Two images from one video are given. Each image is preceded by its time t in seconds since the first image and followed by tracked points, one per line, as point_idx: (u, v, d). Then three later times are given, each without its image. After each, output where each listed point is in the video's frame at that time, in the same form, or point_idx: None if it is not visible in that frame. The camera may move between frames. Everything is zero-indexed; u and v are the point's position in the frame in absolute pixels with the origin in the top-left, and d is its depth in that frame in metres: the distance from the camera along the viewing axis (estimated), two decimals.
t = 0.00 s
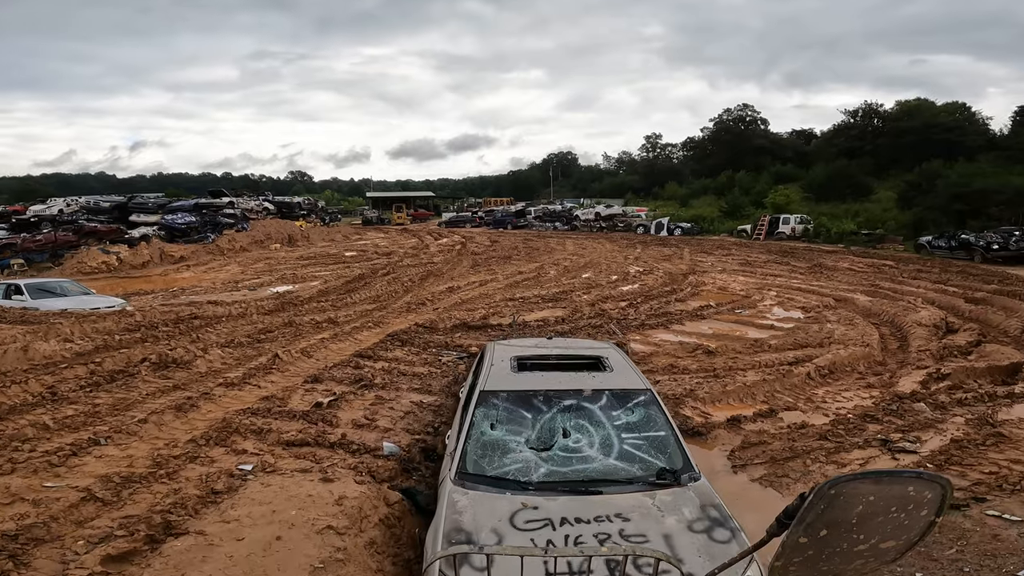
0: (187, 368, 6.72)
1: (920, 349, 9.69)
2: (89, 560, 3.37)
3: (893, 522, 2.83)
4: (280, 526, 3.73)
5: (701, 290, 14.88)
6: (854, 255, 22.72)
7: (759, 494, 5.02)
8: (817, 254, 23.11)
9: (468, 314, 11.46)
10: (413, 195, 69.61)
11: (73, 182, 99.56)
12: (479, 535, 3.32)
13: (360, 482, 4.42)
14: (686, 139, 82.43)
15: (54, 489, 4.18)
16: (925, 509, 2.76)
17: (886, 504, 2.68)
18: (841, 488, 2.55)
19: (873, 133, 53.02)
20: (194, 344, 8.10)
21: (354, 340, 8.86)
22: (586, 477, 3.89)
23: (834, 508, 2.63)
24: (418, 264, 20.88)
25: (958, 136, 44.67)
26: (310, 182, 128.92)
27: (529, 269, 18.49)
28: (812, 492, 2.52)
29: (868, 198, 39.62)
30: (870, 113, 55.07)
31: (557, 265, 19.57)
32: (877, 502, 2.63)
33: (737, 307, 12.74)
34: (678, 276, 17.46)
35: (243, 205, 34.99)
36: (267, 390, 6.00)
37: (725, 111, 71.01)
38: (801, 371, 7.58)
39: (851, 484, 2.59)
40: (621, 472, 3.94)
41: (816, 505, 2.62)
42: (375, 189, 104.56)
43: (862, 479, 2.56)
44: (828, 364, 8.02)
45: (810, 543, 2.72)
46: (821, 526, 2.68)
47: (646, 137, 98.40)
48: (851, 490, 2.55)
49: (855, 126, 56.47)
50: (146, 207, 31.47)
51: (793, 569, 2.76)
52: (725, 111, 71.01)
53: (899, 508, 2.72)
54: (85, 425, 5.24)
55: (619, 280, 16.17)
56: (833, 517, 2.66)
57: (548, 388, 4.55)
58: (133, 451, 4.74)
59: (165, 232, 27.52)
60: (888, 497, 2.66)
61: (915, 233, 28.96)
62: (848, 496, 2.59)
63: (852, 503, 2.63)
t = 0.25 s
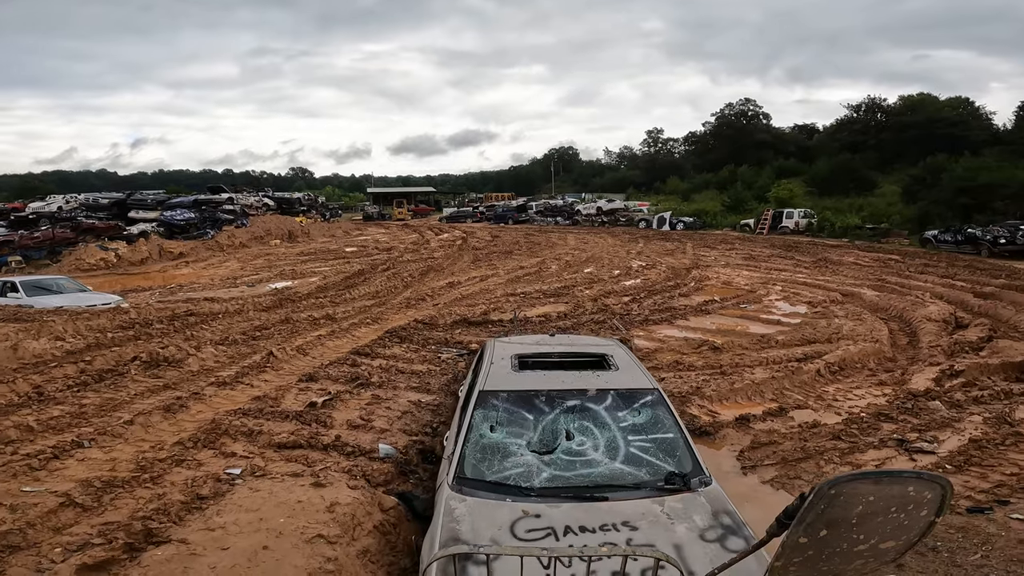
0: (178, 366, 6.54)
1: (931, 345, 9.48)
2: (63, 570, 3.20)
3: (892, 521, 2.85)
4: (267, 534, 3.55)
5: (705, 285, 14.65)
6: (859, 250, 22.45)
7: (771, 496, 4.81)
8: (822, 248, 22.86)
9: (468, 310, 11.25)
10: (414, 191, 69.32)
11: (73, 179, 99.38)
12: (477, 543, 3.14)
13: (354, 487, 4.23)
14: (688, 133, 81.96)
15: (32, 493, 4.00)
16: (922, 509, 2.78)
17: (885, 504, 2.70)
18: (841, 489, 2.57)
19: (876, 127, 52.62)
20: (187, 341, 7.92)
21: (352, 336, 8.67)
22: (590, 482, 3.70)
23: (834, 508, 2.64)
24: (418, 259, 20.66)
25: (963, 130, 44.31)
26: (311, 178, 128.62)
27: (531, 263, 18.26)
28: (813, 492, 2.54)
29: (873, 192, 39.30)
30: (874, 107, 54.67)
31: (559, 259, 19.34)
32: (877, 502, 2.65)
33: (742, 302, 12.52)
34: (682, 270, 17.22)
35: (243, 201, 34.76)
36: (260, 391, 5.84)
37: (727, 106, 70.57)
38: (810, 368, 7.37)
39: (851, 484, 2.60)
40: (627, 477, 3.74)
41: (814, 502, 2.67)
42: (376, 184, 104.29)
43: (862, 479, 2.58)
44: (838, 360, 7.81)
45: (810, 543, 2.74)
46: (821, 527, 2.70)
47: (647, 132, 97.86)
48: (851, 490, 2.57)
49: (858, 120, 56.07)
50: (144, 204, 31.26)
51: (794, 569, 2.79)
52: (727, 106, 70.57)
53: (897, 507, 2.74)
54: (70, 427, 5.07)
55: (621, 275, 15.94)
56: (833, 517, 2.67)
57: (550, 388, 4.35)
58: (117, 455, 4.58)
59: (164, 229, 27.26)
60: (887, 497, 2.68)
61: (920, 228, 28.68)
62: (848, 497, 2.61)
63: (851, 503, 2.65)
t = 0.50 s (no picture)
0: (167, 368, 6.39)
1: (937, 343, 9.31)
2: None
3: (893, 521, 2.87)
4: (253, 544, 3.39)
5: (707, 282, 14.48)
6: (861, 247, 22.28)
7: (779, 501, 4.64)
8: (824, 245, 22.67)
9: (467, 309, 11.08)
10: (414, 189, 69.08)
11: (72, 178, 99.16)
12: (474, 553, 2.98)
13: (346, 495, 4.07)
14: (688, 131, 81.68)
15: (10, 501, 3.84)
16: (922, 509, 2.80)
17: (885, 503, 2.73)
18: (841, 486, 2.61)
19: (877, 124, 52.39)
20: (179, 342, 7.77)
21: (348, 336, 8.52)
22: (592, 490, 3.54)
23: (834, 506, 2.67)
24: (417, 257, 20.48)
25: (963, 128, 44.13)
26: (310, 176, 128.38)
27: (530, 261, 18.08)
28: (813, 491, 2.58)
29: (873, 189, 39.11)
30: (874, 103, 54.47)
31: (559, 257, 19.16)
32: (877, 501, 2.68)
33: (744, 300, 12.36)
34: (682, 267, 17.04)
35: (241, 199, 34.56)
36: (251, 393, 5.69)
37: (727, 103, 70.32)
38: (817, 367, 7.21)
39: (851, 483, 2.64)
40: (631, 484, 3.58)
41: (815, 501, 2.69)
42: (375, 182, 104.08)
43: (861, 477, 2.62)
44: (844, 359, 7.65)
45: (811, 542, 2.76)
46: (822, 527, 2.73)
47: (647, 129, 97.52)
48: (850, 488, 2.61)
49: (859, 117, 55.87)
50: (142, 202, 31.06)
51: (795, 569, 2.81)
52: (726, 103, 70.31)
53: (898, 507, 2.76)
54: (53, 431, 4.92)
55: (622, 273, 15.77)
56: (834, 516, 2.70)
57: (550, 391, 4.19)
58: (99, 460, 4.43)
59: (161, 227, 27.03)
60: (888, 496, 2.71)
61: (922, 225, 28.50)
62: (847, 495, 2.64)
63: (852, 502, 2.68)
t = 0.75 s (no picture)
0: (157, 370, 6.23)
1: (944, 342, 9.15)
2: None
3: (893, 521, 2.88)
4: (237, 557, 3.23)
5: (708, 280, 14.31)
6: (863, 244, 22.11)
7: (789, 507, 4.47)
8: (826, 243, 22.49)
9: (465, 308, 10.91)
10: (413, 187, 68.91)
11: (71, 177, 98.94)
12: (469, 566, 2.81)
13: (336, 503, 3.90)
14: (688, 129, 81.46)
15: None
16: (923, 508, 2.81)
17: (886, 503, 2.74)
18: (842, 486, 2.62)
19: (878, 122, 52.21)
20: (171, 343, 7.61)
21: (343, 336, 8.36)
22: (594, 500, 3.37)
23: (834, 506, 2.68)
24: (415, 256, 20.28)
25: (964, 126, 43.99)
26: (309, 175, 128.16)
27: (530, 259, 17.90)
28: (813, 491, 2.58)
29: (875, 187, 38.94)
30: (874, 101, 54.31)
31: (558, 255, 18.98)
32: (877, 500, 2.69)
33: (746, 298, 12.20)
34: (683, 265, 16.86)
35: (239, 198, 34.35)
36: (242, 396, 5.53)
37: (727, 101, 70.10)
38: (823, 367, 7.07)
39: (851, 483, 2.64)
40: (634, 493, 3.42)
41: (817, 502, 2.69)
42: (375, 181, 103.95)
43: (861, 477, 2.62)
44: (851, 359, 7.49)
45: (812, 542, 2.76)
46: (822, 527, 2.73)
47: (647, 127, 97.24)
48: (850, 488, 2.62)
49: (859, 115, 55.69)
50: (139, 201, 30.86)
51: (795, 568, 2.81)
52: (726, 101, 70.10)
53: (898, 506, 2.77)
54: (36, 435, 4.75)
55: (622, 271, 15.59)
56: (834, 515, 2.70)
57: (550, 396, 4.03)
58: (81, 466, 4.27)
59: (158, 226, 26.85)
60: (887, 496, 2.72)
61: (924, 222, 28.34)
62: (847, 495, 2.65)
63: (852, 501, 2.69)
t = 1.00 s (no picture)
0: (147, 372, 6.08)
1: (952, 341, 8.99)
2: None
3: (893, 521, 2.85)
4: (220, 569, 3.06)
5: (711, 278, 14.15)
6: (866, 241, 21.93)
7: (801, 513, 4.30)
8: (828, 240, 22.30)
9: (465, 306, 10.74)
10: (414, 184, 68.69)
11: (71, 176, 98.78)
12: None
13: (328, 512, 3.74)
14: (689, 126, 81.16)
15: None
16: (923, 508, 2.78)
17: (885, 503, 2.71)
18: (842, 486, 2.59)
19: (879, 118, 51.97)
20: (163, 344, 7.45)
21: (340, 336, 8.19)
22: (598, 510, 3.21)
23: (834, 506, 2.64)
24: (415, 254, 20.09)
25: (966, 122, 43.77)
26: (309, 173, 127.95)
27: (530, 257, 17.71)
28: (813, 490, 2.55)
29: (877, 183, 38.72)
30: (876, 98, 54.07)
31: (559, 252, 18.79)
32: (877, 501, 2.66)
33: (750, 296, 12.04)
34: (685, 263, 16.68)
35: (237, 196, 34.15)
36: (233, 399, 5.38)
37: (727, 98, 69.84)
38: (831, 367, 6.95)
39: (851, 483, 2.61)
40: (640, 503, 3.25)
41: (817, 502, 2.65)
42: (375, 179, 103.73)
43: (862, 477, 2.59)
44: (859, 359, 7.34)
45: (812, 542, 2.73)
46: (822, 527, 2.70)
47: (647, 124, 96.89)
48: (849, 488, 2.59)
49: (861, 111, 55.45)
50: (137, 199, 30.69)
51: (794, 568, 2.78)
52: (727, 98, 69.83)
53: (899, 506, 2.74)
54: (18, 440, 4.60)
55: (624, 268, 15.42)
56: (834, 516, 2.67)
57: (552, 400, 3.86)
58: (63, 472, 4.11)
59: (156, 224, 26.68)
60: (888, 496, 2.69)
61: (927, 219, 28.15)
62: (847, 494, 2.62)
63: (851, 502, 2.66)
